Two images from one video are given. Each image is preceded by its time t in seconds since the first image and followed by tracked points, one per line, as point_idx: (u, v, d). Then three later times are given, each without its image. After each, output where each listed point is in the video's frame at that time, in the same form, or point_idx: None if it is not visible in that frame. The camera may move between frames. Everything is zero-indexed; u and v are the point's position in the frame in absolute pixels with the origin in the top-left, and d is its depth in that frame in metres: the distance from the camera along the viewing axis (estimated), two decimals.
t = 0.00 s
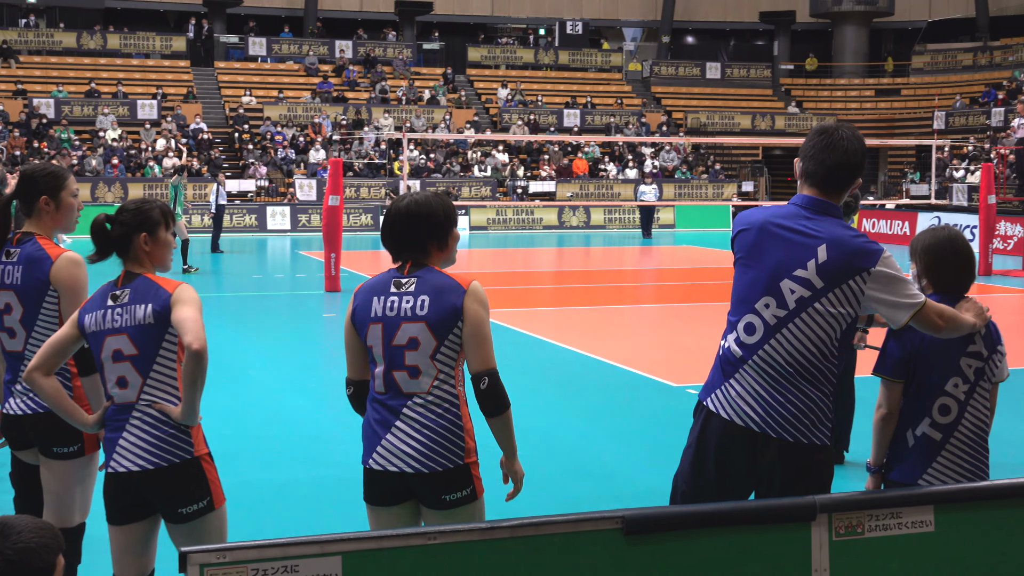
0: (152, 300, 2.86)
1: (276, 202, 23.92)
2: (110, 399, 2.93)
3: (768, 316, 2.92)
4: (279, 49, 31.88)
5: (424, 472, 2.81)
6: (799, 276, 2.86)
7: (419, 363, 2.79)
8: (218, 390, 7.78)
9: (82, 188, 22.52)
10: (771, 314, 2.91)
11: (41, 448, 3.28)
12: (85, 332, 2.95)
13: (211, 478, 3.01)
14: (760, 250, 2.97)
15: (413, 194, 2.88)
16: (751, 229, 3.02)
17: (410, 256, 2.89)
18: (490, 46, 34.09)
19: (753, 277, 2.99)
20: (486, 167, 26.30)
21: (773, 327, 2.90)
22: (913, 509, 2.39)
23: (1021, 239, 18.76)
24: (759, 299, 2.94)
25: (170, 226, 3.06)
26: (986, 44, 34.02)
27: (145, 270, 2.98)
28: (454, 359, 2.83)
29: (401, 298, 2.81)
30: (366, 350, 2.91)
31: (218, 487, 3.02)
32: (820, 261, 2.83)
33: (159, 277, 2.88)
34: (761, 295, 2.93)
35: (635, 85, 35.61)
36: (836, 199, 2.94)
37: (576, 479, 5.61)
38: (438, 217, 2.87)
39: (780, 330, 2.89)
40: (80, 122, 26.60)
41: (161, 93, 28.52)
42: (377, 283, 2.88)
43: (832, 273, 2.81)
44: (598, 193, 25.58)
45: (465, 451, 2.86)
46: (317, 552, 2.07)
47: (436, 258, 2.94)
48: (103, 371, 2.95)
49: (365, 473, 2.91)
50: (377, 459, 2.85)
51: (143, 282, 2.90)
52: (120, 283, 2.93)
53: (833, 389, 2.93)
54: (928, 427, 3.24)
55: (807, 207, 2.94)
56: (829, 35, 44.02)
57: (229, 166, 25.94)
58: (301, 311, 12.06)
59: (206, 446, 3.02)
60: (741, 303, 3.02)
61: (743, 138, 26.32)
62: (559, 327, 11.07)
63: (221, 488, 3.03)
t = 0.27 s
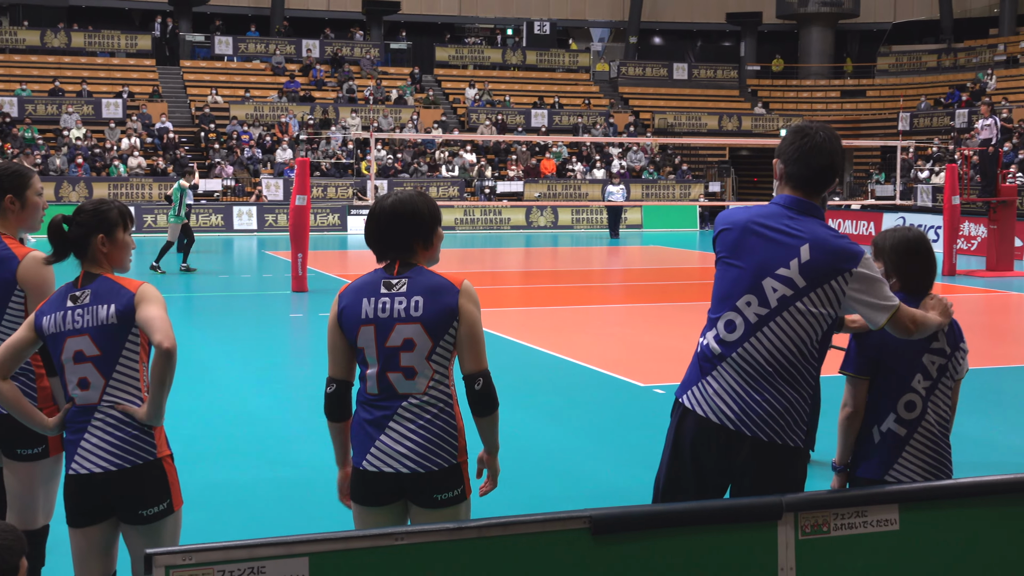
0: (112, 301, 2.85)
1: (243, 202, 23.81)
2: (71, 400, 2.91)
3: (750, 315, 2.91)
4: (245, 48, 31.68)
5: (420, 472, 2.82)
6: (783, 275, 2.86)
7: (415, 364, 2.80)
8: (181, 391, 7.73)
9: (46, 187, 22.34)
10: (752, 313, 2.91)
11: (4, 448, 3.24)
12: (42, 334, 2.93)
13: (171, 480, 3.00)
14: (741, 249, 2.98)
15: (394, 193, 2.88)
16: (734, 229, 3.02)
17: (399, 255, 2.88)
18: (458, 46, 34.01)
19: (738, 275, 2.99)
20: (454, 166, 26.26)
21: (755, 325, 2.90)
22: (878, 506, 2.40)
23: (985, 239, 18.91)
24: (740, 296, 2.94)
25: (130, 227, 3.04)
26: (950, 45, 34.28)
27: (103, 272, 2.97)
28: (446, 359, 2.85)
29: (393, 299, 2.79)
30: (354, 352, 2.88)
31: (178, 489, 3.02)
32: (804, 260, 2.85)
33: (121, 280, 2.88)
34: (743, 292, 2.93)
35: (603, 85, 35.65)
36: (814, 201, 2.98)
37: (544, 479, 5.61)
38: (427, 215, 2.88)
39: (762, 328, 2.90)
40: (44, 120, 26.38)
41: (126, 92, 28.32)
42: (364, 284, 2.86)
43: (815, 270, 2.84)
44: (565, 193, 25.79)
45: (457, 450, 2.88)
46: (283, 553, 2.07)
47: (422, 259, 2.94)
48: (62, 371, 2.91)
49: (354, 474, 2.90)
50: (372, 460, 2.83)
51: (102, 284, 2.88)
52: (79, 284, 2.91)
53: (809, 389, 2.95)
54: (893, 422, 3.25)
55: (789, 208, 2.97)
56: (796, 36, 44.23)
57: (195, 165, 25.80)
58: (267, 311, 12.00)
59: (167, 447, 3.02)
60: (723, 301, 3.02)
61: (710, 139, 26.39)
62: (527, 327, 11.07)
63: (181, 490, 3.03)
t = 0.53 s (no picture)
0: (80, 300, 2.82)
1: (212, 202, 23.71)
2: (40, 401, 2.90)
3: (718, 319, 2.91)
4: (214, 47, 31.53)
5: (415, 473, 2.83)
6: (748, 276, 2.86)
7: (409, 366, 2.81)
8: (149, 392, 7.69)
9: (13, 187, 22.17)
10: (721, 317, 2.90)
11: None
12: (12, 333, 2.91)
13: (144, 481, 3.00)
14: (701, 253, 2.96)
15: (385, 195, 2.88)
16: (693, 232, 3.00)
17: (386, 259, 2.88)
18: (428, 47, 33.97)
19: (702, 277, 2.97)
20: (424, 167, 26.26)
21: (723, 329, 2.90)
22: (848, 507, 2.42)
23: (952, 241, 19.07)
24: (706, 300, 2.93)
25: (103, 227, 3.02)
26: (917, 48, 34.62)
27: (77, 272, 2.95)
28: (440, 360, 2.86)
29: (386, 301, 2.80)
30: (346, 355, 2.88)
31: (151, 489, 3.01)
32: (766, 259, 2.85)
33: (90, 280, 2.86)
34: (708, 297, 2.92)
35: (573, 86, 35.72)
36: (766, 197, 2.98)
37: (514, 479, 5.61)
38: (413, 218, 2.87)
39: (731, 331, 2.90)
40: (10, 119, 26.19)
41: (93, 91, 28.14)
42: (355, 287, 2.85)
43: (777, 271, 2.84)
44: (535, 194, 25.79)
45: (450, 453, 2.90)
46: (253, 554, 2.07)
47: (412, 260, 2.93)
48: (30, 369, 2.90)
49: (346, 477, 2.90)
50: (366, 463, 2.83)
51: (72, 284, 2.86)
52: (49, 284, 2.89)
53: (781, 388, 2.97)
54: (861, 424, 3.27)
55: (745, 208, 2.96)
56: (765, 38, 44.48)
57: (163, 165, 25.68)
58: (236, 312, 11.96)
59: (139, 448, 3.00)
60: (689, 306, 3.00)
61: (680, 141, 26.49)
62: (498, 328, 11.07)
63: (153, 490, 3.02)
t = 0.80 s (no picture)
0: (90, 301, 2.83)
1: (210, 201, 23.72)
2: (49, 401, 2.91)
3: (705, 325, 2.90)
4: (213, 47, 31.51)
5: (428, 475, 2.83)
6: (729, 280, 2.87)
7: (421, 368, 2.82)
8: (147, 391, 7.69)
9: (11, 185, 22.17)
10: (707, 323, 2.90)
11: None
12: (25, 331, 2.92)
13: (151, 482, 3.00)
14: (680, 261, 2.95)
15: (403, 197, 2.89)
16: (667, 243, 2.98)
17: (400, 261, 2.90)
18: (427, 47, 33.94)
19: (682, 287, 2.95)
20: (423, 168, 26.26)
21: (710, 336, 2.90)
22: (847, 509, 2.43)
23: (950, 244, 19.08)
24: (690, 310, 2.91)
25: (119, 228, 3.03)
26: (916, 51, 34.67)
27: (92, 272, 2.96)
28: (452, 362, 2.87)
29: (399, 303, 2.80)
30: (358, 357, 2.89)
31: (158, 490, 3.02)
32: (745, 259, 2.86)
33: (102, 281, 2.87)
34: (692, 306, 2.91)
35: (572, 87, 35.71)
36: (738, 199, 2.99)
37: (511, 480, 5.62)
38: (427, 221, 2.89)
39: (718, 336, 2.90)
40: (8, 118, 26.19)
41: (92, 89, 28.12)
42: (367, 290, 2.86)
43: (759, 272, 2.86)
44: (534, 195, 25.88)
45: (461, 456, 2.90)
46: (252, 553, 2.08)
47: (425, 264, 2.95)
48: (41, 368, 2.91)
49: (358, 480, 2.90)
50: (378, 466, 2.84)
51: (86, 284, 2.88)
52: (63, 283, 2.90)
53: (769, 393, 2.98)
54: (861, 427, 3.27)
55: (717, 212, 2.97)
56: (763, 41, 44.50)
57: (161, 164, 25.69)
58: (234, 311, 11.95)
59: (148, 451, 3.01)
60: (671, 318, 2.98)
61: (679, 142, 26.51)
62: (498, 328, 11.08)
63: (161, 492, 3.03)
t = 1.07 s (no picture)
0: (119, 305, 2.84)
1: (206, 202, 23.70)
2: (72, 399, 2.92)
3: (678, 327, 2.90)
4: (208, 47, 31.46)
5: (428, 476, 2.83)
6: (697, 276, 2.88)
7: (422, 370, 2.82)
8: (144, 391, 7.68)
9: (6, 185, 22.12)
10: (679, 324, 2.90)
11: None
12: (52, 327, 2.93)
13: (168, 484, 3.01)
14: (643, 266, 2.93)
15: (407, 199, 2.90)
16: (627, 249, 2.96)
17: (403, 263, 2.90)
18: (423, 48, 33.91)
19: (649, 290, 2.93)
20: (418, 168, 26.26)
21: (685, 336, 2.90)
22: (842, 510, 2.44)
23: (945, 246, 19.10)
24: (662, 311, 2.91)
25: (150, 230, 3.04)
26: (912, 53, 34.71)
27: (122, 275, 2.96)
28: (454, 366, 2.88)
29: (401, 305, 2.81)
30: (360, 360, 2.89)
31: (176, 493, 3.03)
32: (711, 256, 2.88)
33: (132, 284, 2.88)
34: (663, 307, 2.90)
35: (568, 88, 35.69)
36: (693, 199, 3.02)
37: (508, 481, 5.62)
38: (432, 221, 2.90)
39: (692, 336, 2.90)
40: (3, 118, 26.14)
41: (88, 90, 28.08)
42: (368, 292, 2.87)
43: (723, 269, 2.88)
44: (530, 196, 25.94)
45: (462, 458, 2.91)
46: (248, 554, 2.07)
47: (429, 266, 2.95)
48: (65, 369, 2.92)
49: (359, 481, 2.90)
50: (379, 467, 2.84)
51: (118, 286, 2.88)
52: (93, 283, 2.91)
53: (743, 392, 2.99)
54: (856, 428, 3.27)
55: (673, 214, 2.98)
56: (759, 43, 44.52)
57: (157, 165, 25.66)
58: (230, 312, 11.94)
59: (167, 453, 3.02)
60: (640, 323, 2.96)
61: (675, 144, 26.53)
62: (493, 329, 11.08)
63: (178, 494, 3.04)
